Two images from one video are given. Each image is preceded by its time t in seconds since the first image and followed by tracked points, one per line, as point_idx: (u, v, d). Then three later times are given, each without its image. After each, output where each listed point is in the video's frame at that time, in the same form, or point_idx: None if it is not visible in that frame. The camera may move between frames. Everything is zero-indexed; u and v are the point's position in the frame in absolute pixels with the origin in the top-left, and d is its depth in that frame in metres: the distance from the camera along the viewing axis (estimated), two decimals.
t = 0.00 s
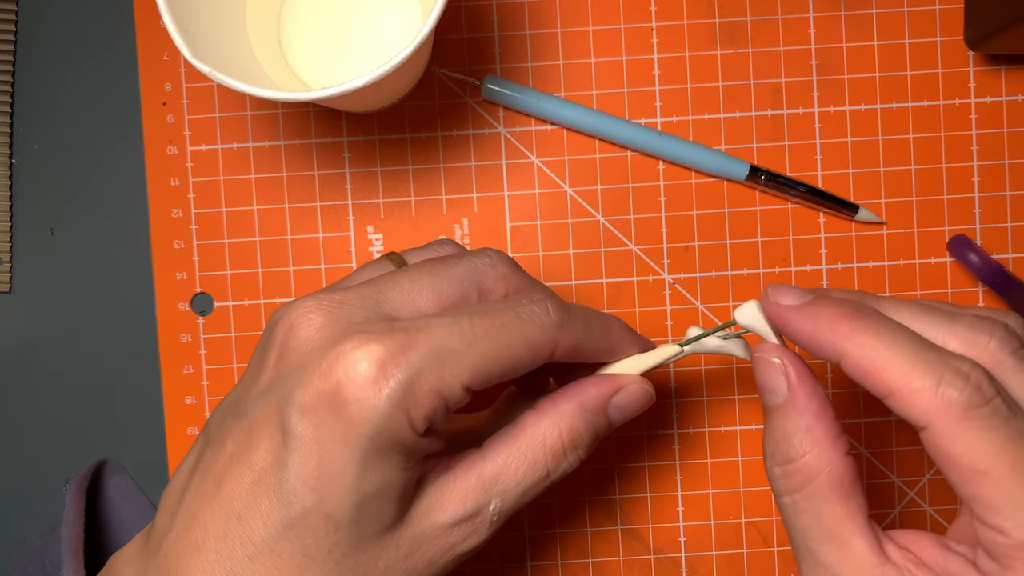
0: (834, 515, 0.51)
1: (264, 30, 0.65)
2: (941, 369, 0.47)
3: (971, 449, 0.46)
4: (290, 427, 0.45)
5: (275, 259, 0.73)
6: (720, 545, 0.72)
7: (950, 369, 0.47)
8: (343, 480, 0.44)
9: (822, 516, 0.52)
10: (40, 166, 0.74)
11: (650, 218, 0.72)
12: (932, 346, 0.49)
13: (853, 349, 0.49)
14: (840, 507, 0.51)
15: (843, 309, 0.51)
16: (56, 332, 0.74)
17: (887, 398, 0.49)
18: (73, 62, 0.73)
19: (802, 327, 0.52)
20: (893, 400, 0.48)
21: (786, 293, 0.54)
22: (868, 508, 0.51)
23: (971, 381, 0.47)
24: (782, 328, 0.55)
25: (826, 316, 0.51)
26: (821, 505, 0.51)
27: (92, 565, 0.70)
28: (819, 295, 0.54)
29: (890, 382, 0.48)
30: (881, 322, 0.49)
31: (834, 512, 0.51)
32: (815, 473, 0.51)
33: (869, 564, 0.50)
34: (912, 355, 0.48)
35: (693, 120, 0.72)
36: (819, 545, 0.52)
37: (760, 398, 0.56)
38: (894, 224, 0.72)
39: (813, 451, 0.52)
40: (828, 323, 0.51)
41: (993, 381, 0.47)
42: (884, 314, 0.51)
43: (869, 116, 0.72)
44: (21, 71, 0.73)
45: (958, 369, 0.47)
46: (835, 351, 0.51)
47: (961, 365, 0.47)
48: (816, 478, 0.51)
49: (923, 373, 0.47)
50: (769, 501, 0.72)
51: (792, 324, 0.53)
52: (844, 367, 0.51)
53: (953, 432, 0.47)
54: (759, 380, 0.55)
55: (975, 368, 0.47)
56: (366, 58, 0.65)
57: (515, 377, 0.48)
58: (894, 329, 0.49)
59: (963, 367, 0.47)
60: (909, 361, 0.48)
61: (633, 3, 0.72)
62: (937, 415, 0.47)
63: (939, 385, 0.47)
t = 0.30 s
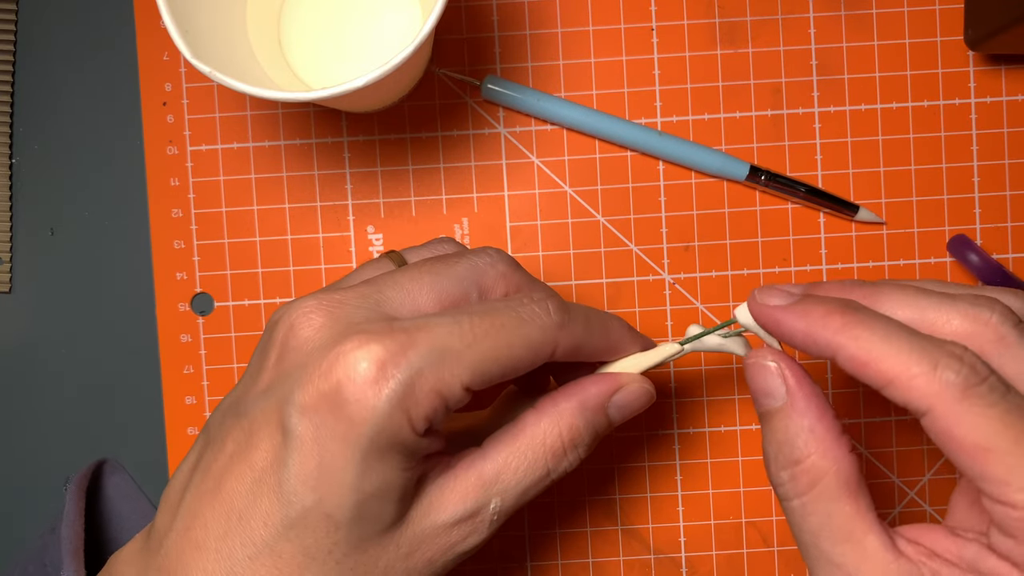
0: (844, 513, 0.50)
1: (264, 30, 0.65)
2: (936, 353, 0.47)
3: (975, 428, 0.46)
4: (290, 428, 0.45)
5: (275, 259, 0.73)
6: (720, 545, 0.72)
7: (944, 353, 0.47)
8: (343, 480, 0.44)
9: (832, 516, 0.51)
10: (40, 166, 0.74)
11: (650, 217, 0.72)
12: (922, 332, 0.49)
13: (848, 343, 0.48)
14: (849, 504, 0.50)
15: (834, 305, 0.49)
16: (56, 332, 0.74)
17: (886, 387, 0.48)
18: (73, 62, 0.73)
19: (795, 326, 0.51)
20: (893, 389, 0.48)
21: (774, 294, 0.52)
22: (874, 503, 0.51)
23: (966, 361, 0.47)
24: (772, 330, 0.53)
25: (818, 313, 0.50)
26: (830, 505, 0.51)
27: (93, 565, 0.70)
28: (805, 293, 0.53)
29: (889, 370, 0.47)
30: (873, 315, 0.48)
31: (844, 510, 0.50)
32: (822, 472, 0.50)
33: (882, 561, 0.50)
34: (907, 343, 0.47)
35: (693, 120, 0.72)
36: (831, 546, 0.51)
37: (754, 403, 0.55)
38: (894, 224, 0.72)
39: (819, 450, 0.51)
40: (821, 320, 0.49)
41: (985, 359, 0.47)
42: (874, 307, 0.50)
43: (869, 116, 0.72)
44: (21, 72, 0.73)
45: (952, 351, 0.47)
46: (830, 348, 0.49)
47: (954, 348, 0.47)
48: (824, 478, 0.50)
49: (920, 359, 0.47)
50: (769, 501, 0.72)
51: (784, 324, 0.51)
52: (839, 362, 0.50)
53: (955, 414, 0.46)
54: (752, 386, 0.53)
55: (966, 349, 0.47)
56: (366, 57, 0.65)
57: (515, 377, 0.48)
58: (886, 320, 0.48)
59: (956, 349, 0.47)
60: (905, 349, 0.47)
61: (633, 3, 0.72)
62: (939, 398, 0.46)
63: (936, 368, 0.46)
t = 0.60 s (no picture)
0: (849, 498, 0.51)
1: (264, 30, 0.65)
2: (924, 369, 0.46)
3: (963, 445, 0.45)
4: (296, 435, 0.45)
5: (275, 259, 0.73)
6: (720, 545, 0.73)
7: (932, 369, 0.46)
8: (349, 487, 0.44)
9: (836, 501, 0.51)
10: (40, 166, 0.74)
11: (650, 217, 0.72)
12: (912, 346, 0.48)
13: (838, 357, 0.48)
14: (855, 489, 0.51)
15: (824, 317, 0.49)
16: (56, 332, 0.74)
17: (875, 403, 0.48)
18: (72, 63, 0.73)
19: (786, 339, 0.50)
20: (882, 405, 0.47)
21: (768, 305, 0.52)
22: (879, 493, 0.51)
23: (954, 379, 0.46)
24: (766, 341, 0.53)
25: (808, 325, 0.49)
26: (835, 489, 0.51)
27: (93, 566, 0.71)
28: (798, 304, 0.53)
29: (877, 386, 0.47)
30: (862, 328, 0.48)
31: (848, 496, 0.51)
32: (827, 458, 0.51)
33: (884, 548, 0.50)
34: (894, 359, 0.47)
35: (693, 120, 0.72)
36: (835, 532, 0.51)
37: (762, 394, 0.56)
38: (894, 224, 0.72)
39: (823, 436, 0.52)
40: (811, 333, 0.49)
41: (974, 375, 0.47)
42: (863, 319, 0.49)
43: (869, 116, 0.72)
44: (21, 72, 0.73)
45: (940, 368, 0.46)
46: (820, 361, 0.49)
47: (942, 364, 0.46)
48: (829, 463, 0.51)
49: (908, 375, 0.46)
50: (769, 501, 0.72)
51: (776, 337, 0.51)
52: (830, 375, 0.49)
53: (943, 431, 0.46)
54: (757, 376, 0.55)
55: (956, 365, 0.47)
56: (366, 57, 0.65)
57: (520, 385, 0.48)
58: (874, 334, 0.48)
59: (945, 366, 0.46)
60: (893, 365, 0.47)
61: (633, 3, 0.72)
62: (926, 415, 0.46)
63: (924, 385, 0.46)
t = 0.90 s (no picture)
0: (836, 502, 0.51)
1: (264, 30, 0.65)
2: (955, 378, 0.47)
3: (981, 458, 0.46)
4: (295, 436, 0.45)
5: (275, 259, 0.73)
6: (720, 545, 0.72)
7: (965, 379, 0.47)
8: (348, 489, 0.44)
9: (824, 506, 0.52)
10: (40, 166, 0.74)
11: (650, 217, 0.72)
12: (947, 351, 0.48)
13: (865, 356, 0.49)
14: (842, 493, 0.51)
15: (850, 312, 0.50)
16: (56, 332, 0.74)
17: (897, 404, 0.49)
18: (72, 63, 0.73)
19: (810, 333, 0.51)
20: (904, 407, 0.48)
21: (792, 296, 0.53)
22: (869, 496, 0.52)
23: (986, 391, 0.47)
24: (789, 334, 0.54)
25: (834, 320, 0.50)
26: (823, 493, 0.51)
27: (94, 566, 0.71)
28: (826, 292, 0.53)
29: (901, 388, 0.48)
30: (897, 329, 0.49)
31: (837, 501, 0.51)
32: (816, 464, 0.51)
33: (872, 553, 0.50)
34: (925, 363, 0.47)
35: (693, 120, 0.72)
36: (822, 535, 0.52)
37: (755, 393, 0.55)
38: (894, 224, 0.72)
39: (813, 442, 0.51)
40: (837, 328, 0.50)
41: (1008, 390, 0.47)
42: (896, 318, 0.50)
43: (869, 116, 0.72)
44: (21, 72, 0.73)
45: (972, 379, 0.47)
46: (846, 358, 0.50)
47: (976, 375, 0.47)
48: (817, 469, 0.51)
49: (936, 381, 0.47)
50: (769, 501, 0.72)
51: (800, 330, 0.52)
52: (855, 372, 0.50)
53: (967, 443, 0.47)
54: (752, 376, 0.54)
55: (988, 376, 0.47)
56: (365, 57, 0.65)
57: (520, 386, 0.48)
58: (908, 337, 0.49)
59: (978, 376, 0.47)
60: (922, 369, 0.47)
61: (633, 3, 0.72)
62: (948, 423, 0.47)
63: (951, 393, 0.47)
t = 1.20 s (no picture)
0: (818, 508, 0.51)
1: (265, 30, 0.65)
2: (944, 401, 0.45)
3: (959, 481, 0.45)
4: (295, 437, 0.45)
5: (275, 259, 0.73)
6: (720, 545, 0.73)
7: (954, 403, 0.45)
8: (348, 490, 0.44)
9: (807, 512, 0.52)
10: (40, 166, 0.74)
11: (650, 217, 0.72)
12: (943, 369, 0.46)
13: (859, 367, 0.47)
14: (825, 500, 0.51)
15: (851, 319, 0.48)
16: (56, 332, 0.74)
17: (884, 417, 0.47)
18: (72, 63, 0.73)
19: (809, 337, 0.49)
20: (890, 421, 0.47)
21: (797, 297, 0.51)
22: (853, 505, 0.51)
23: (975, 417, 0.44)
24: (790, 333, 0.52)
25: (834, 326, 0.48)
26: (805, 498, 0.52)
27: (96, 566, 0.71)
28: (830, 296, 0.51)
29: (888, 403, 0.46)
30: (897, 341, 0.46)
31: (819, 507, 0.51)
32: (800, 469, 0.52)
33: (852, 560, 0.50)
34: (919, 381, 0.45)
35: (693, 120, 0.72)
36: (803, 540, 0.52)
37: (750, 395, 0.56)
38: (894, 224, 0.72)
39: (798, 446, 0.52)
40: (835, 335, 0.48)
41: (1000, 416, 0.45)
42: (899, 328, 0.47)
43: (869, 116, 0.72)
44: (21, 71, 0.73)
45: (963, 402, 0.45)
46: (840, 365, 0.48)
47: (966, 399, 0.45)
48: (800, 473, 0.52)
49: (926, 400, 0.45)
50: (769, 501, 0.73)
51: (800, 332, 0.50)
52: (848, 380, 0.48)
53: (948, 467, 0.45)
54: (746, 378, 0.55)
55: (981, 402, 0.45)
56: (366, 57, 0.65)
57: (520, 388, 0.48)
58: (905, 351, 0.46)
59: (969, 401, 0.45)
60: (913, 387, 0.45)
61: (633, 3, 0.72)
62: (940, 442, 0.45)
63: (939, 415, 0.45)
